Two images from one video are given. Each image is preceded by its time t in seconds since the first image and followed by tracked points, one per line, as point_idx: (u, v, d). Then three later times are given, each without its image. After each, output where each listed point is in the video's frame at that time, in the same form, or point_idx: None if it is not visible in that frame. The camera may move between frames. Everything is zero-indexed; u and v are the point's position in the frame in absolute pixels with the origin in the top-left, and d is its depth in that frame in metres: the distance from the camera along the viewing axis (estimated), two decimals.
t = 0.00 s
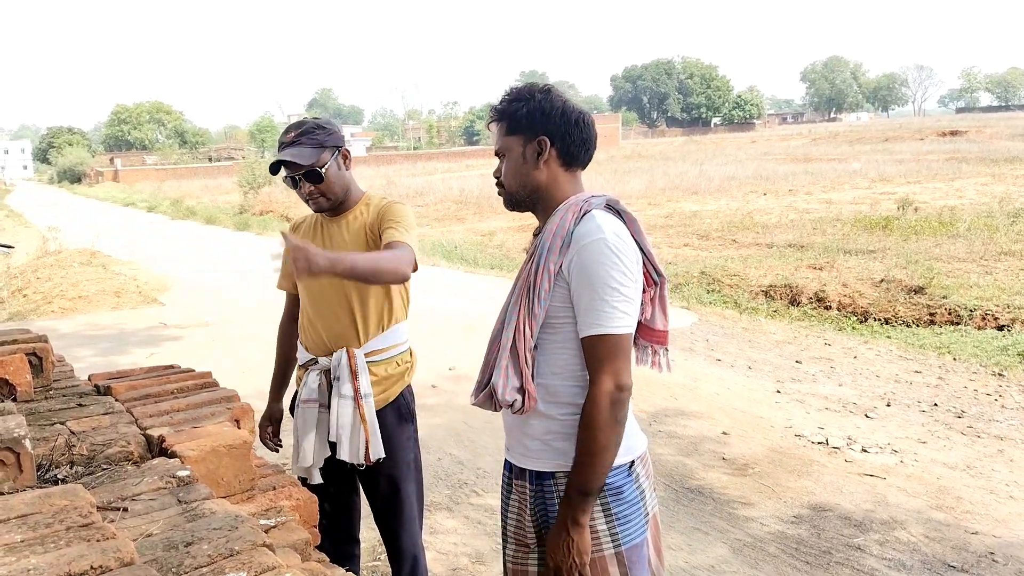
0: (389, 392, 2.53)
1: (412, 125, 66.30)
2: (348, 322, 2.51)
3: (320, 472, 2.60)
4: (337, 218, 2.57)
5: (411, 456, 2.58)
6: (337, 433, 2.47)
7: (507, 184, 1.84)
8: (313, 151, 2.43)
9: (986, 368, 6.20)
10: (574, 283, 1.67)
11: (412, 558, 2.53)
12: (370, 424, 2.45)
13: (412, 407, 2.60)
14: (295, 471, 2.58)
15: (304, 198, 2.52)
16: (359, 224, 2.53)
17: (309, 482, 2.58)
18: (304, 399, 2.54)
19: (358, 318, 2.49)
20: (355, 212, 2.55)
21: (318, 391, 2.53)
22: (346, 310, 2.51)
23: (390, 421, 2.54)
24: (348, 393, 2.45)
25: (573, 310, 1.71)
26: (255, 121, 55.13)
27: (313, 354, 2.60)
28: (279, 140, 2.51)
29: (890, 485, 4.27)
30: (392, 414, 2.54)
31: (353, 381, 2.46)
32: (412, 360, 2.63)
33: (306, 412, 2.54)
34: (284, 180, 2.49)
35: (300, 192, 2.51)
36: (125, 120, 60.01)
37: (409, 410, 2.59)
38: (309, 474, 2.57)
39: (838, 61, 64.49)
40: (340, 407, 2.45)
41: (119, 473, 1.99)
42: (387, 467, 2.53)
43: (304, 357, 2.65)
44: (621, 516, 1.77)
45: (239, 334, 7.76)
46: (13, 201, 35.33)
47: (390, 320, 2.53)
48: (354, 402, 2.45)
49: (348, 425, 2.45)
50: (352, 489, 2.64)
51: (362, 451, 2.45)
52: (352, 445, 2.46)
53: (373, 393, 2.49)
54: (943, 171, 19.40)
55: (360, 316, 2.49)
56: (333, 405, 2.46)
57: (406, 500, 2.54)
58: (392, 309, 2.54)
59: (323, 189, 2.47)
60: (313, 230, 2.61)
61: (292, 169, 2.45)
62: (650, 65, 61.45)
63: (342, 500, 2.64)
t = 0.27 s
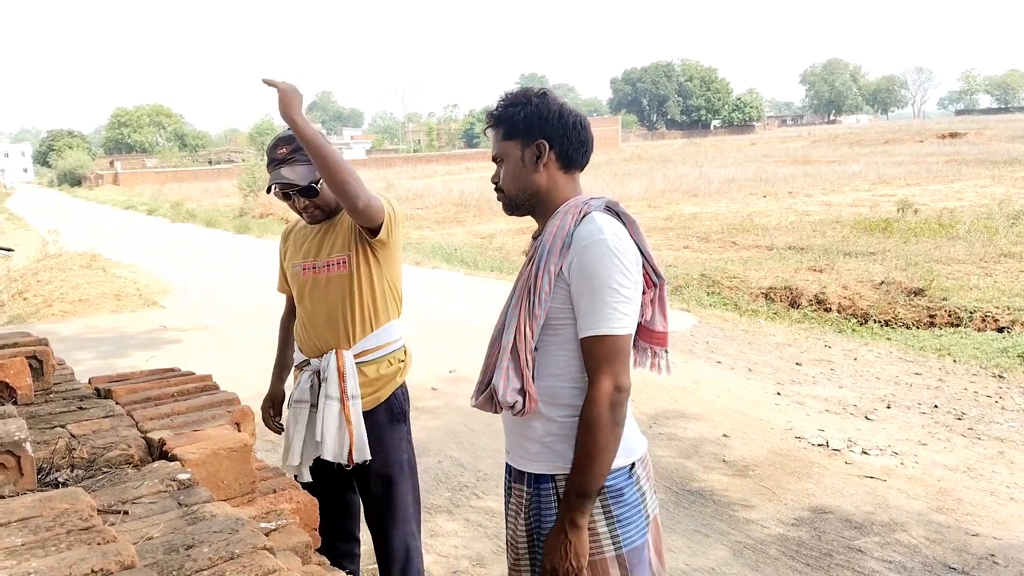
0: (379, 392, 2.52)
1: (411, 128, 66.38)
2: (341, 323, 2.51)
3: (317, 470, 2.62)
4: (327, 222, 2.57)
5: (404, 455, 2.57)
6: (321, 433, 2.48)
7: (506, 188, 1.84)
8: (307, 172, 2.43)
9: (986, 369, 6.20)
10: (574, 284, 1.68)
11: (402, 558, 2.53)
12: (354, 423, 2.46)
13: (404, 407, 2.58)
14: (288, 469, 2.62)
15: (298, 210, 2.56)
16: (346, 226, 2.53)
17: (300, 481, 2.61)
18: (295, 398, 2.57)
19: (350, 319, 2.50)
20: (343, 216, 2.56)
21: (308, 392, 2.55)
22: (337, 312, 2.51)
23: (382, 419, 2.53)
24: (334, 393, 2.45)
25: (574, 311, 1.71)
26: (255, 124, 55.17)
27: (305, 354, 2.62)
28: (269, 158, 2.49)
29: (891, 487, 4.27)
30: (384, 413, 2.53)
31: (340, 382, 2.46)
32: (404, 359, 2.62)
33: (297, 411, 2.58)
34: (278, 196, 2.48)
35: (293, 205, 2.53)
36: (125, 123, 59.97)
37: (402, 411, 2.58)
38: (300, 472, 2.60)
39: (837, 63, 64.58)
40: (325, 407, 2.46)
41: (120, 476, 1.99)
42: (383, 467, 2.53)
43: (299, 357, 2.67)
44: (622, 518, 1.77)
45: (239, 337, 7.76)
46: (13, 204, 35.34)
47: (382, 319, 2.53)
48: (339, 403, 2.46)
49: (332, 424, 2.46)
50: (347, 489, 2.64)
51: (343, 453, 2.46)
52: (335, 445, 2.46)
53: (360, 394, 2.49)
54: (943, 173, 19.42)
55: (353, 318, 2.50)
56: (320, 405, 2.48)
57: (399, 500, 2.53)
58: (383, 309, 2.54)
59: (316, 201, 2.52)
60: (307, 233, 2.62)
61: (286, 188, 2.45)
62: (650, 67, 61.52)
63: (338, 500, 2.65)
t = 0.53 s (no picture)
0: (378, 386, 2.52)
1: (411, 126, 66.34)
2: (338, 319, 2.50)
3: (313, 465, 2.59)
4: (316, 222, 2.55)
5: (404, 447, 2.59)
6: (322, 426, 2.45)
7: (507, 186, 1.84)
8: (296, 157, 2.46)
9: (985, 366, 6.20)
10: (574, 279, 1.68)
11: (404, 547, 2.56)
12: (353, 416, 2.45)
13: (404, 399, 2.60)
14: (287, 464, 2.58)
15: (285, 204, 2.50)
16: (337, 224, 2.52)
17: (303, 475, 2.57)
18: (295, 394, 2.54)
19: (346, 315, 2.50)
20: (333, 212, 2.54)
21: (309, 387, 2.52)
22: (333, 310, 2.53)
23: (384, 411, 2.54)
24: (335, 386, 2.44)
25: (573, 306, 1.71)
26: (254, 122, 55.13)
27: (306, 351, 2.59)
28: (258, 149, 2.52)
29: (890, 484, 4.27)
30: (386, 406, 2.54)
31: (341, 375, 2.44)
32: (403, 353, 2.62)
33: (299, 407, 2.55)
34: (266, 185, 2.49)
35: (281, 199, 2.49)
36: (123, 121, 59.92)
37: (402, 403, 2.60)
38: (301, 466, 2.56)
39: (836, 60, 64.53)
40: (327, 401, 2.44)
41: (119, 474, 1.99)
42: (383, 463, 2.54)
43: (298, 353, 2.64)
44: (620, 514, 1.78)
45: (238, 335, 7.76)
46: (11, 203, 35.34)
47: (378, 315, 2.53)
48: (340, 397, 2.44)
49: (334, 417, 2.44)
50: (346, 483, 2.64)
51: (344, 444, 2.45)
52: (335, 436, 2.45)
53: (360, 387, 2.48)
54: (942, 170, 19.41)
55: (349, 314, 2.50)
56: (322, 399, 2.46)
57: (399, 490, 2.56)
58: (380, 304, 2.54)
59: (306, 194, 2.49)
60: (296, 231, 2.60)
61: (273, 174, 2.46)
62: (649, 64, 61.47)
63: (337, 494, 2.65)
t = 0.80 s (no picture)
0: (392, 371, 2.54)
1: (413, 120, 66.26)
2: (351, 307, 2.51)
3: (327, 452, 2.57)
4: (328, 210, 2.54)
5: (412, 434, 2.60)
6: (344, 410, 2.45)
7: (508, 178, 1.83)
8: (318, 145, 2.46)
9: (989, 361, 6.19)
10: (576, 270, 1.67)
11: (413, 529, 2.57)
12: (377, 401, 2.45)
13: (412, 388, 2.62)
14: (303, 451, 2.56)
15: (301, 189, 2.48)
16: (352, 215, 2.53)
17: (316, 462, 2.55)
18: (312, 383, 2.52)
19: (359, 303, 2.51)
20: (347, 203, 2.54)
21: (327, 375, 2.51)
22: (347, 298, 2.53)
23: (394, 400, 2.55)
24: (357, 371, 2.44)
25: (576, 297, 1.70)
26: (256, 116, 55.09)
27: (318, 340, 2.56)
28: (279, 135, 2.52)
29: (892, 479, 4.27)
30: (396, 393, 2.55)
31: (362, 361, 2.46)
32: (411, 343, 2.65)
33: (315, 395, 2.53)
34: (285, 171, 2.48)
35: (298, 184, 2.48)
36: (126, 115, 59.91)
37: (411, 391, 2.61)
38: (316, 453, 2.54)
39: (840, 54, 64.28)
40: (349, 386, 2.44)
41: (121, 466, 1.99)
42: (388, 454, 2.54)
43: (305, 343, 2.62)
44: (622, 506, 1.77)
45: (241, 329, 7.76)
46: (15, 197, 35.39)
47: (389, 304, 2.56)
48: (363, 382, 2.45)
49: (357, 401, 2.43)
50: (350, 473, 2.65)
51: (370, 428, 2.45)
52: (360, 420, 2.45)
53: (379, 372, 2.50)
54: (946, 164, 19.35)
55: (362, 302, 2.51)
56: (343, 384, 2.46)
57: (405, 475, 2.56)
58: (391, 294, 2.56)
59: (324, 181, 2.47)
60: (306, 221, 2.58)
61: (295, 160, 2.46)
62: (652, 58, 61.30)
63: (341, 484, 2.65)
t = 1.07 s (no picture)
0: (408, 364, 2.55)
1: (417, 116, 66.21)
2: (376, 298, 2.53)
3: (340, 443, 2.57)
4: (355, 202, 2.56)
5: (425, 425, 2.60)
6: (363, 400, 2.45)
7: (508, 174, 1.82)
8: (350, 136, 2.47)
9: (993, 357, 6.17)
10: (577, 261, 1.66)
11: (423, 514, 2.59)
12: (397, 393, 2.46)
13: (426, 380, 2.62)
14: (315, 440, 2.56)
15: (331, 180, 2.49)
16: (380, 208, 2.55)
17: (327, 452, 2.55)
18: (330, 372, 2.50)
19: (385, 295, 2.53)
20: (375, 196, 2.57)
21: (346, 365, 2.50)
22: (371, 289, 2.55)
23: (407, 394, 2.54)
24: (377, 363, 2.45)
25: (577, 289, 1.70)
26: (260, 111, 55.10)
27: (338, 330, 2.55)
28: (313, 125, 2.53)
29: (896, 474, 4.26)
30: (411, 386, 2.55)
31: (383, 353, 2.46)
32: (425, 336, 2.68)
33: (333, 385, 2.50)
34: (316, 159, 2.49)
35: (328, 174, 2.49)
36: (130, 110, 59.95)
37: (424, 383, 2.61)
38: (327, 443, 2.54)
39: (845, 49, 64.03)
40: (368, 376, 2.44)
41: (124, 459, 1.99)
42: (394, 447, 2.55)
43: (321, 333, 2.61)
44: (625, 499, 1.77)
45: (244, 323, 7.76)
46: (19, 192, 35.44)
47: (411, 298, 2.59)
48: (382, 373, 2.45)
49: (377, 393, 2.44)
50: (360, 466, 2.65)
51: (388, 419, 2.45)
52: (378, 411, 2.45)
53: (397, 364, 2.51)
54: (951, 160, 19.28)
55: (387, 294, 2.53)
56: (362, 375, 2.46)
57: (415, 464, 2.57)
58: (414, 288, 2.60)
59: (353, 173, 2.49)
60: (332, 210, 2.58)
61: (326, 150, 2.47)
62: (656, 54, 61.15)
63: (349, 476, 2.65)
